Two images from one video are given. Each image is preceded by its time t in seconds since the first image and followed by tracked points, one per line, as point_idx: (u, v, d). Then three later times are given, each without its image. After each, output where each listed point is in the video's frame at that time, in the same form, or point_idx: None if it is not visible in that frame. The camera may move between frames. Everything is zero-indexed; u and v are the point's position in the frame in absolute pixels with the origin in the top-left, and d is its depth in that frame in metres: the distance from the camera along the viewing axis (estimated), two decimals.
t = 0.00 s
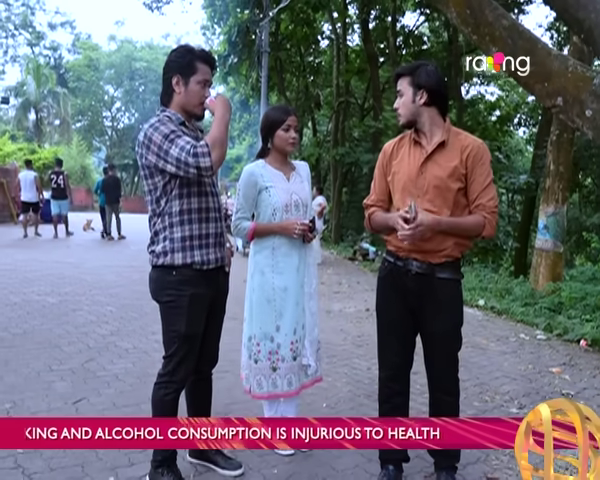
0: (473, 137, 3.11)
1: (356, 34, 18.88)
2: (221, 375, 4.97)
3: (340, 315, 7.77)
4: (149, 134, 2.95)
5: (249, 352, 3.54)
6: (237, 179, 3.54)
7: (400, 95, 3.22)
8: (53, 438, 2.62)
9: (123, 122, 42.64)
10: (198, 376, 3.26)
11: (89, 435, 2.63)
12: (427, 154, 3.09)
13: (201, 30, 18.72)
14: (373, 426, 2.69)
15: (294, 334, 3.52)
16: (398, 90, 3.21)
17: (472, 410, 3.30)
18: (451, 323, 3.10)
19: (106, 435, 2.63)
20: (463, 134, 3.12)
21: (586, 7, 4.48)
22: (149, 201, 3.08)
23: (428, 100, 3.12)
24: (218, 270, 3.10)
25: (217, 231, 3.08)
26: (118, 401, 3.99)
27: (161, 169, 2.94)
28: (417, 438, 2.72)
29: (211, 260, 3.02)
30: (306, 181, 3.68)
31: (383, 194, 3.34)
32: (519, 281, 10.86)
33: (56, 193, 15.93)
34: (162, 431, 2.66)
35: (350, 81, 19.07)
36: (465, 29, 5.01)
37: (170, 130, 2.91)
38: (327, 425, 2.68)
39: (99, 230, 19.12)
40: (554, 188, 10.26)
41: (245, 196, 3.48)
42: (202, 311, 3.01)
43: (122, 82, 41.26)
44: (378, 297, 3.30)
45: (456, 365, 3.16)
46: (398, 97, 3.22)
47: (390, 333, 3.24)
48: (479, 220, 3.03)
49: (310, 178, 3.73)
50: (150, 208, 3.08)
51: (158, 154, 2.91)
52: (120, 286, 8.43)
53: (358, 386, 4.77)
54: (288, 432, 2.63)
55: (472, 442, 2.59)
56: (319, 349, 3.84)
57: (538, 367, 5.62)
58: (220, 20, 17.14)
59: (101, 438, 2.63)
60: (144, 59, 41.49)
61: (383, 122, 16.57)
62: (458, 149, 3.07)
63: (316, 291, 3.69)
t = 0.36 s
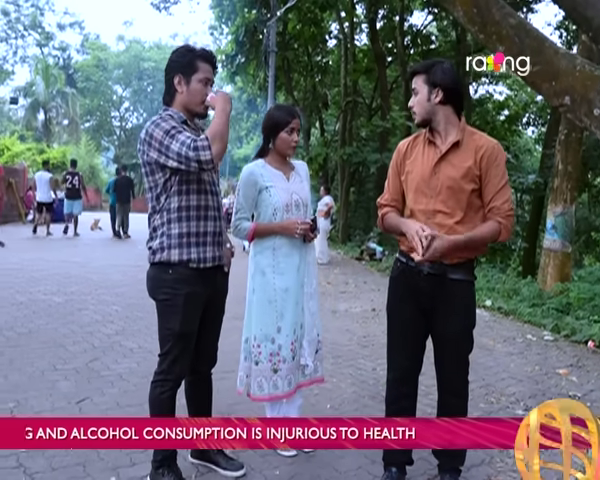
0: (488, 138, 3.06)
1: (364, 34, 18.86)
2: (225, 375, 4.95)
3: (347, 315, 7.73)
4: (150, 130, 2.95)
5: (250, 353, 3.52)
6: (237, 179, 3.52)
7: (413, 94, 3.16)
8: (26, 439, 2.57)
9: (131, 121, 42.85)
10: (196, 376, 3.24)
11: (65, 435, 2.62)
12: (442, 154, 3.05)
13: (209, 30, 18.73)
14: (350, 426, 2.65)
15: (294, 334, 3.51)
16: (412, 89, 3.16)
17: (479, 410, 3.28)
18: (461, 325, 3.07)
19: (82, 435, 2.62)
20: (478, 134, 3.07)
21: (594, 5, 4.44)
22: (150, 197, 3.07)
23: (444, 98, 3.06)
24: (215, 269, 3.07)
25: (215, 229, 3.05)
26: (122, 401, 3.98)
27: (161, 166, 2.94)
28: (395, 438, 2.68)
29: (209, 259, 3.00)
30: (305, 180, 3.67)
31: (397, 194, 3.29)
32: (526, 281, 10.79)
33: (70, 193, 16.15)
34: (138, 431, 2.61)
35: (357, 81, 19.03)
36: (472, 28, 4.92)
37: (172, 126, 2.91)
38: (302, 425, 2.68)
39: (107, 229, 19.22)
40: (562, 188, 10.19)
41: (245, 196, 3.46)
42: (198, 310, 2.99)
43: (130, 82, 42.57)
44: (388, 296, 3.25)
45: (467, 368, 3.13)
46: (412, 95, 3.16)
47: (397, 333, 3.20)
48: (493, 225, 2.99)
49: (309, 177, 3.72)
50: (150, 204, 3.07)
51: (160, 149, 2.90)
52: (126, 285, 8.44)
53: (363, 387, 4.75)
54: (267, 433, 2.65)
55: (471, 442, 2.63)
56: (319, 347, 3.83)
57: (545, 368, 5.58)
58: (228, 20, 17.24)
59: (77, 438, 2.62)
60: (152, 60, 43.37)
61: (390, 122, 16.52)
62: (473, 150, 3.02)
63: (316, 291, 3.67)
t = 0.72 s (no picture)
0: (498, 141, 2.97)
1: (369, 35, 18.79)
2: (224, 378, 4.90)
3: (349, 318, 7.67)
4: (141, 132, 2.93)
5: (247, 358, 3.48)
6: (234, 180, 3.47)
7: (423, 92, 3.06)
8: None
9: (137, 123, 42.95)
10: (187, 382, 3.18)
11: (40, 435, 2.56)
12: (450, 157, 2.96)
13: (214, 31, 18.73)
14: (324, 426, 2.61)
15: (291, 339, 3.47)
16: (422, 88, 3.08)
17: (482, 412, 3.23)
18: (466, 331, 3.01)
19: (57, 435, 2.57)
20: (488, 136, 2.99)
21: None
22: (140, 201, 3.04)
23: (454, 98, 2.97)
24: (206, 274, 3.02)
25: (205, 233, 3.01)
26: (119, 405, 3.93)
27: (148, 164, 2.91)
28: (370, 438, 2.59)
29: (198, 263, 2.95)
30: (303, 183, 3.61)
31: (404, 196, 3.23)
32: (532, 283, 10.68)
33: (76, 194, 16.17)
34: (113, 431, 2.53)
35: (362, 82, 18.95)
36: (476, 28, 4.86)
37: (159, 127, 2.87)
38: (278, 425, 2.60)
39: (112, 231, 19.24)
40: (568, 189, 10.09)
41: (241, 198, 3.42)
42: (187, 314, 2.95)
43: (136, 84, 42.85)
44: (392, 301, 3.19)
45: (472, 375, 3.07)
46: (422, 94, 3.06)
47: (401, 337, 3.14)
48: (506, 234, 2.91)
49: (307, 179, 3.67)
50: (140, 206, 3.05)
51: (148, 152, 2.87)
52: (128, 287, 8.41)
53: (364, 391, 4.69)
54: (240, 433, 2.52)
55: (473, 442, 2.56)
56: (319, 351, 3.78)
57: (549, 372, 5.50)
58: (233, 21, 17.21)
59: (52, 438, 2.56)
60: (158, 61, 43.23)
61: (396, 123, 16.45)
62: (483, 153, 2.93)
63: (314, 295, 3.61)
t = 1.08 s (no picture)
0: (504, 143, 2.89)
1: (373, 35, 18.76)
2: (222, 380, 4.86)
3: (350, 320, 7.61)
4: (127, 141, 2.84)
5: (245, 362, 3.43)
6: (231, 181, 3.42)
7: (428, 92, 3.01)
8: None
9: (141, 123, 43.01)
10: (178, 385, 3.14)
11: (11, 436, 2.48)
12: (454, 158, 2.89)
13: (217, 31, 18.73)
14: (300, 426, 2.55)
15: (289, 342, 3.42)
16: (429, 87, 3.02)
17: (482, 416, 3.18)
18: (470, 333, 2.94)
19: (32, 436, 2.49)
20: (494, 137, 2.91)
21: None
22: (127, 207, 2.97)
23: (461, 99, 2.92)
24: (201, 279, 2.99)
25: (201, 241, 2.96)
26: (114, 409, 3.89)
27: (126, 177, 2.83)
28: (345, 439, 2.53)
29: (193, 269, 2.92)
30: (300, 184, 3.56)
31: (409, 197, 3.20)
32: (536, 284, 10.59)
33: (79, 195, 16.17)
34: (88, 431, 2.50)
35: (366, 82, 18.90)
36: (478, 26, 4.79)
37: (154, 129, 2.83)
38: (253, 426, 2.56)
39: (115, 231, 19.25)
40: (572, 189, 10.01)
41: (238, 200, 3.37)
42: (181, 319, 2.91)
43: (139, 85, 43.90)
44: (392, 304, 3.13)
45: (473, 380, 3.01)
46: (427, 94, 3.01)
47: (401, 341, 3.09)
48: (515, 242, 2.84)
49: (304, 179, 3.62)
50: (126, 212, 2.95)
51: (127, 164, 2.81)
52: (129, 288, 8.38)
53: (363, 394, 4.64)
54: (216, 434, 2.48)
55: (473, 442, 2.50)
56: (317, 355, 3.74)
57: (551, 375, 5.44)
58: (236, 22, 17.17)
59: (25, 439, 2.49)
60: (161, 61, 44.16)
61: (399, 123, 16.41)
62: (488, 155, 2.86)
63: (311, 297, 3.57)
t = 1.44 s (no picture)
0: (508, 144, 2.81)
1: (377, 34, 18.71)
2: (220, 382, 4.82)
3: (352, 321, 7.56)
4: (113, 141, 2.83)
5: (241, 365, 3.39)
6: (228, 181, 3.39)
7: (433, 91, 2.95)
8: None
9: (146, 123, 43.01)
10: (174, 390, 3.12)
11: None
12: (456, 158, 2.83)
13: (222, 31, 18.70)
14: (274, 426, 2.56)
15: (286, 345, 3.38)
16: (434, 86, 2.96)
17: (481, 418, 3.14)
18: (471, 334, 2.87)
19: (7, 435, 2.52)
20: (498, 138, 2.83)
21: None
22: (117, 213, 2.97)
23: (468, 98, 2.85)
24: (196, 283, 2.95)
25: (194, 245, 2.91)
26: (111, 411, 3.86)
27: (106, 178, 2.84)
28: (320, 438, 2.54)
29: (188, 273, 2.88)
30: (298, 185, 3.52)
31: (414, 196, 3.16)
32: (540, 285, 10.50)
33: (84, 195, 16.21)
34: (64, 430, 2.55)
35: (370, 81, 18.84)
36: (480, 25, 4.75)
37: (143, 130, 2.79)
38: (228, 425, 2.55)
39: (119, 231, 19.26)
40: (577, 190, 9.93)
41: (234, 200, 3.34)
42: (175, 323, 2.87)
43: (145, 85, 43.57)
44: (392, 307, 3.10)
45: (474, 385, 2.95)
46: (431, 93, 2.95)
47: (401, 344, 3.05)
48: (514, 247, 2.78)
49: (302, 180, 3.58)
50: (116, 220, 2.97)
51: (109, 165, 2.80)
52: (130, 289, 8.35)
53: (362, 396, 4.59)
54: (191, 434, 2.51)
55: (475, 442, 2.49)
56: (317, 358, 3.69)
57: (554, 378, 5.38)
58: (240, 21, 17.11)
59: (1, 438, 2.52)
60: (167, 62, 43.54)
61: (403, 122, 16.35)
62: (491, 156, 2.78)
63: (310, 300, 3.53)
